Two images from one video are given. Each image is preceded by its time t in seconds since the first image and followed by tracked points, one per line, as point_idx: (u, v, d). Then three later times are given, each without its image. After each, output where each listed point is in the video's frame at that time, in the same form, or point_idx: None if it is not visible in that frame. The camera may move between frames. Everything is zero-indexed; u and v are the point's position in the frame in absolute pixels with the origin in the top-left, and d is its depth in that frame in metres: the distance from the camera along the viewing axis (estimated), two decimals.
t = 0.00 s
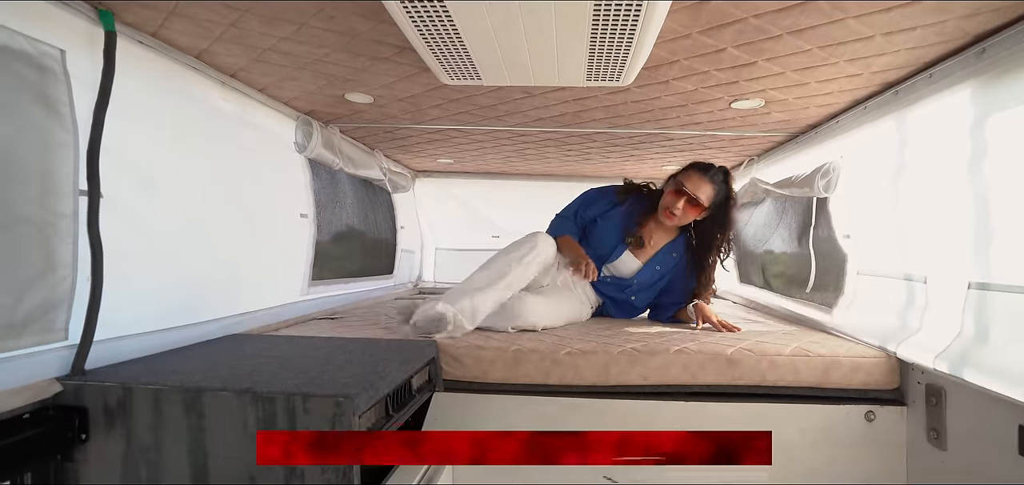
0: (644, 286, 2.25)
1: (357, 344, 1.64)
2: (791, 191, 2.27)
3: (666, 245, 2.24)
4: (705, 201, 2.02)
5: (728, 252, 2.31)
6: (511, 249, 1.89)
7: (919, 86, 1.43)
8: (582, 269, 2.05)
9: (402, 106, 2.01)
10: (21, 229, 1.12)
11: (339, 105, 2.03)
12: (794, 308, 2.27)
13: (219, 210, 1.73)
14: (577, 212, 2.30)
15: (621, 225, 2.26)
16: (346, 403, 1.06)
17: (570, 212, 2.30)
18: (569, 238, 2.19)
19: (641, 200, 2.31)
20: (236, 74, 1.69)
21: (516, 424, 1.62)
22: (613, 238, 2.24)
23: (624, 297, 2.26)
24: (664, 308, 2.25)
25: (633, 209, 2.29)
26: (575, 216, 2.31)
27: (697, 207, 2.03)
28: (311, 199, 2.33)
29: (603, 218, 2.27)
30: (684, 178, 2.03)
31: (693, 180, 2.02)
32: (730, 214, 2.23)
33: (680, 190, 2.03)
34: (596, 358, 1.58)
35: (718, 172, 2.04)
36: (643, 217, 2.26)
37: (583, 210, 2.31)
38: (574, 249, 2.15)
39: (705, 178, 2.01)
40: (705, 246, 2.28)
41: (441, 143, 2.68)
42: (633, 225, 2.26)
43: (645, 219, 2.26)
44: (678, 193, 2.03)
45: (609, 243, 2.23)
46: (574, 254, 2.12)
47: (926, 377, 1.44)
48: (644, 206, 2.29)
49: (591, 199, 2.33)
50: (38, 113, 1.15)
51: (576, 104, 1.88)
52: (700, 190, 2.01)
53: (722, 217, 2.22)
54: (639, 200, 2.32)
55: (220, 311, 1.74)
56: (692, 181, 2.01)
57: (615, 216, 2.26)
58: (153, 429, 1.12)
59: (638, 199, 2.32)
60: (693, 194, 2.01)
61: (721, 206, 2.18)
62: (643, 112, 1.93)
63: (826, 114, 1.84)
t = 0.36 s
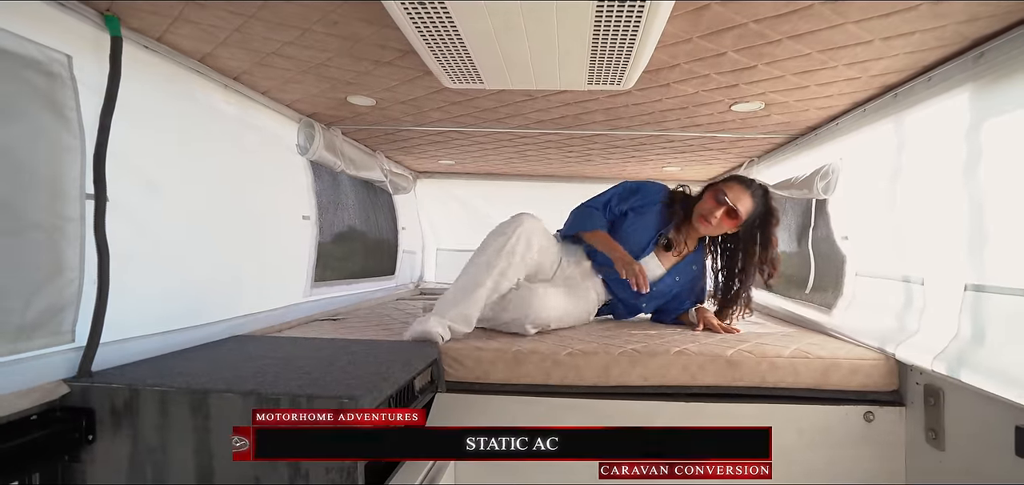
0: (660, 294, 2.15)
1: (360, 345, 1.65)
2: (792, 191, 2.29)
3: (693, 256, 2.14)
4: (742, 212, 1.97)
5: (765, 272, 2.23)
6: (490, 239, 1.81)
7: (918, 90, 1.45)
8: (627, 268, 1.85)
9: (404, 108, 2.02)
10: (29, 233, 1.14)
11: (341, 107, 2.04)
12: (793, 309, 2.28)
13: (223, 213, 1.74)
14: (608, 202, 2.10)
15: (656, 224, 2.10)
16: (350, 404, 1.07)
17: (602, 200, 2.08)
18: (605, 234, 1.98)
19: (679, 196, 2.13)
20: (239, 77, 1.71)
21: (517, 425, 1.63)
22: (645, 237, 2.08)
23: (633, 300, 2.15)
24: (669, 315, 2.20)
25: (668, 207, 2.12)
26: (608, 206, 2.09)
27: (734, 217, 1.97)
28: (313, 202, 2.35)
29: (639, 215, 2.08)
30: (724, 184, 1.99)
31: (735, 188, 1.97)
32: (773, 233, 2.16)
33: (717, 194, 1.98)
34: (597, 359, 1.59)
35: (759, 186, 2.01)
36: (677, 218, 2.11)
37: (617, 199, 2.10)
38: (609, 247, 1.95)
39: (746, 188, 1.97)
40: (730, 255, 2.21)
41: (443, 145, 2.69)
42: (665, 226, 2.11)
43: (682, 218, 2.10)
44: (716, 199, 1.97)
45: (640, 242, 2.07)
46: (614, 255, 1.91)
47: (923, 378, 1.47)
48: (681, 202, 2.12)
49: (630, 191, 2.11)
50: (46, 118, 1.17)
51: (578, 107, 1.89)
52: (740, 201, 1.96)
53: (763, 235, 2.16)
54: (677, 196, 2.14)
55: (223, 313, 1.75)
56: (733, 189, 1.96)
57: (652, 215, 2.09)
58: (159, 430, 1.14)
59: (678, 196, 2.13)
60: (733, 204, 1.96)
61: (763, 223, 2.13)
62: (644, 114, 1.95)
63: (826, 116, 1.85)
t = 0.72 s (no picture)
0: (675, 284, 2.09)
1: (358, 345, 1.65)
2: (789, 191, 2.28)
3: (688, 252, 2.09)
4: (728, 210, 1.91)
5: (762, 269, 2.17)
6: (475, 223, 1.66)
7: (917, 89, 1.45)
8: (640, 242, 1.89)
9: (403, 108, 2.02)
10: (27, 233, 1.14)
11: (340, 107, 2.04)
12: (792, 308, 2.29)
13: (221, 213, 1.74)
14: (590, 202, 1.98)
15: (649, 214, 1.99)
16: (350, 404, 1.07)
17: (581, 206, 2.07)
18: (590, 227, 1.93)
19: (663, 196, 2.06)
20: (238, 77, 1.71)
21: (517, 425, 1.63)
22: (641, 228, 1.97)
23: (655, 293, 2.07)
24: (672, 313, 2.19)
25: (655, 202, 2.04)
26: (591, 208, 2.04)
27: (718, 214, 1.90)
28: (312, 202, 2.35)
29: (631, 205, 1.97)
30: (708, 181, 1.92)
31: (722, 187, 1.90)
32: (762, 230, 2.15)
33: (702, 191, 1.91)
34: (596, 359, 1.59)
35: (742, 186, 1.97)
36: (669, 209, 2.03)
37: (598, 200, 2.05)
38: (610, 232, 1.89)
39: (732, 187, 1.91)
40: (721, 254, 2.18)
41: (442, 145, 2.69)
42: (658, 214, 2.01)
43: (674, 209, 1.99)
44: (703, 196, 1.90)
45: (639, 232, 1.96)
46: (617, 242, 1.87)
47: (922, 378, 1.47)
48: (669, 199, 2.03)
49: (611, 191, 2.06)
50: (44, 118, 1.17)
51: (576, 107, 1.89)
52: (726, 200, 1.90)
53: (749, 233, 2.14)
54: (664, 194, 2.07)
55: (222, 313, 1.75)
56: (720, 188, 1.90)
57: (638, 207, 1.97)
58: (158, 430, 1.14)
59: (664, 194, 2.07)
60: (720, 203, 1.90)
61: (747, 223, 2.13)
62: (643, 114, 1.95)
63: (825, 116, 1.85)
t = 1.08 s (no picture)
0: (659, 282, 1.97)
1: (361, 345, 1.66)
2: (788, 192, 2.27)
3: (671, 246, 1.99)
4: (706, 203, 1.86)
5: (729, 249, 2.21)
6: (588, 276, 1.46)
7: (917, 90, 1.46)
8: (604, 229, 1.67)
9: (406, 109, 2.03)
10: (34, 231, 1.15)
11: (343, 108, 2.05)
12: (793, 308, 2.29)
13: (225, 213, 1.75)
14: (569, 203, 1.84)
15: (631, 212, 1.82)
16: (355, 403, 1.08)
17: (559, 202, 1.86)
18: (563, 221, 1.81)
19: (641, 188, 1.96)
20: (242, 78, 1.72)
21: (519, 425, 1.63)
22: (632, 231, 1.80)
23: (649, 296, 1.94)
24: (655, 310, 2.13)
25: (635, 196, 1.91)
26: (569, 204, 1.84)
27: (697, 207, 1.85)
28: (315, 202, 2.35)
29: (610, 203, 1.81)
30: (685, 173, 1.87)
31: (699, 180, 1.86)
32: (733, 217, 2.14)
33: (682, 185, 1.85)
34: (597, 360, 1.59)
35: (721, 176, 1.92)
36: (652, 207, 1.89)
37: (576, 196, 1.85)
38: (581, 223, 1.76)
39: (711, 182, 1.87)
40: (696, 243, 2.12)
41: (444, 146, 2.69)
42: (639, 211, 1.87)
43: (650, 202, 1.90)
44: (682, 189, 1.85)
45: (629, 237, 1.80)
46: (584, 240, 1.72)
47: (921, 377, 1.48)
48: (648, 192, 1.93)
49: (592, 185, 1.88)
50: (52, 119, 1.18)
51: (578, 108, 1.90)
52: (704, 192, 1.85)
53: (722, 221, 2.12)
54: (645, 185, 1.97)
55: (226, 312, 1.76)
56: (699, 182, 1.85)
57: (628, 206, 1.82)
58: (165, 429, 1.15)
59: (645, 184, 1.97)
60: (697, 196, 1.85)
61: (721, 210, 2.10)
62: (644, 115, 1.96)
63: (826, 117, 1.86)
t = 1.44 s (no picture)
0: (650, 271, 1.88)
1: (360, 343, 1.64)
2: (791, 190, 2.25)
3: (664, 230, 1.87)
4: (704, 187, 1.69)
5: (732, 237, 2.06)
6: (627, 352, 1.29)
7: (922, 86, 1.45)
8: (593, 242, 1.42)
9: (406, 105, 2.01)
10: (31, 228, 1.14)
11: (343, 105, 2.03)
12: (795, 306, 2.28)
13: (223, 211, 1.73)
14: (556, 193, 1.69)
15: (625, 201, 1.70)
16: (355, 401, 1.06)
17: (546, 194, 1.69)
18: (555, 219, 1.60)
19: (631, 164, 1.76)
20: (241, 75, 1.70)
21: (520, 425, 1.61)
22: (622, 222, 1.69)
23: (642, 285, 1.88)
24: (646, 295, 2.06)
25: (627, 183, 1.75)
26: (558, 197, 1.69)
27: (696, 192, 1.67)
28: (314, 200, 2.34)
29: (602, 196, 1.68)
30: (680, 153, 1.68)
31: (697, 162, 1.67)
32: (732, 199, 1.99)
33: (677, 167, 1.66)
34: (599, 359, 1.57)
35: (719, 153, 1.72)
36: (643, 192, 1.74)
37: (565, 187, 1.69)
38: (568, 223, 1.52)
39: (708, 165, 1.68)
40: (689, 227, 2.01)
41: (445, 143, 2.68)
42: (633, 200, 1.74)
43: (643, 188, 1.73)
44: (676, 174, 1.67)
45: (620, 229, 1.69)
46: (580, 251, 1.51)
47: (928, 375, 1.46)
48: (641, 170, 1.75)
49: (582, 170, 1.70)
50: (48, 115, 1.16)
51: (580, 105, 1.88)
52: (702, 177, 1.68)
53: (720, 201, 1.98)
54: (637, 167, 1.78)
55: (225, 310, 1.75)
56: (697, 167, 1.67)
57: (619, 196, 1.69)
58: (163, 428, 1.13)
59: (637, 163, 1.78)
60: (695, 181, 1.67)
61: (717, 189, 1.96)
62: (646, 112, 1.94)
63: (830, 113, 1.85)
